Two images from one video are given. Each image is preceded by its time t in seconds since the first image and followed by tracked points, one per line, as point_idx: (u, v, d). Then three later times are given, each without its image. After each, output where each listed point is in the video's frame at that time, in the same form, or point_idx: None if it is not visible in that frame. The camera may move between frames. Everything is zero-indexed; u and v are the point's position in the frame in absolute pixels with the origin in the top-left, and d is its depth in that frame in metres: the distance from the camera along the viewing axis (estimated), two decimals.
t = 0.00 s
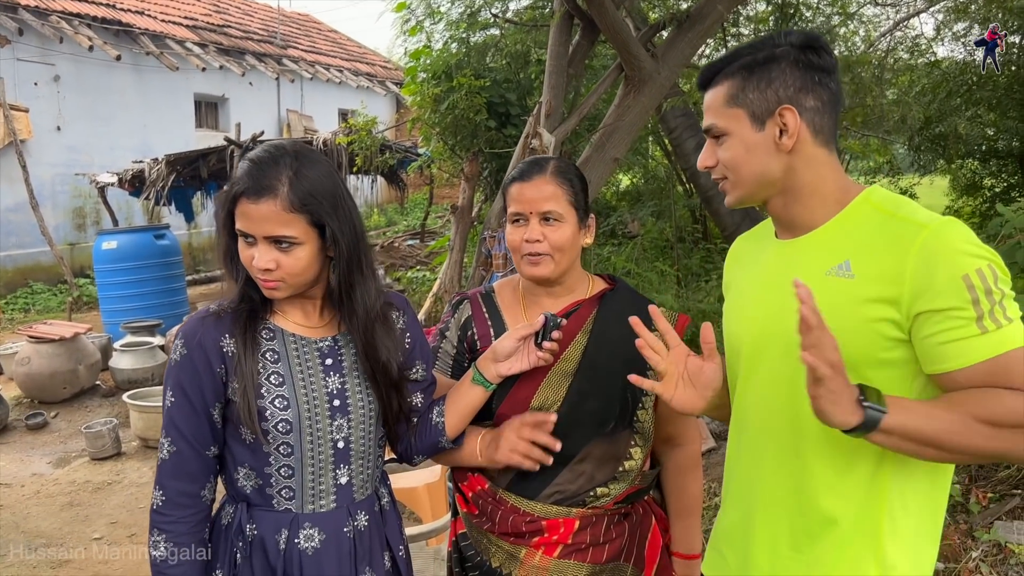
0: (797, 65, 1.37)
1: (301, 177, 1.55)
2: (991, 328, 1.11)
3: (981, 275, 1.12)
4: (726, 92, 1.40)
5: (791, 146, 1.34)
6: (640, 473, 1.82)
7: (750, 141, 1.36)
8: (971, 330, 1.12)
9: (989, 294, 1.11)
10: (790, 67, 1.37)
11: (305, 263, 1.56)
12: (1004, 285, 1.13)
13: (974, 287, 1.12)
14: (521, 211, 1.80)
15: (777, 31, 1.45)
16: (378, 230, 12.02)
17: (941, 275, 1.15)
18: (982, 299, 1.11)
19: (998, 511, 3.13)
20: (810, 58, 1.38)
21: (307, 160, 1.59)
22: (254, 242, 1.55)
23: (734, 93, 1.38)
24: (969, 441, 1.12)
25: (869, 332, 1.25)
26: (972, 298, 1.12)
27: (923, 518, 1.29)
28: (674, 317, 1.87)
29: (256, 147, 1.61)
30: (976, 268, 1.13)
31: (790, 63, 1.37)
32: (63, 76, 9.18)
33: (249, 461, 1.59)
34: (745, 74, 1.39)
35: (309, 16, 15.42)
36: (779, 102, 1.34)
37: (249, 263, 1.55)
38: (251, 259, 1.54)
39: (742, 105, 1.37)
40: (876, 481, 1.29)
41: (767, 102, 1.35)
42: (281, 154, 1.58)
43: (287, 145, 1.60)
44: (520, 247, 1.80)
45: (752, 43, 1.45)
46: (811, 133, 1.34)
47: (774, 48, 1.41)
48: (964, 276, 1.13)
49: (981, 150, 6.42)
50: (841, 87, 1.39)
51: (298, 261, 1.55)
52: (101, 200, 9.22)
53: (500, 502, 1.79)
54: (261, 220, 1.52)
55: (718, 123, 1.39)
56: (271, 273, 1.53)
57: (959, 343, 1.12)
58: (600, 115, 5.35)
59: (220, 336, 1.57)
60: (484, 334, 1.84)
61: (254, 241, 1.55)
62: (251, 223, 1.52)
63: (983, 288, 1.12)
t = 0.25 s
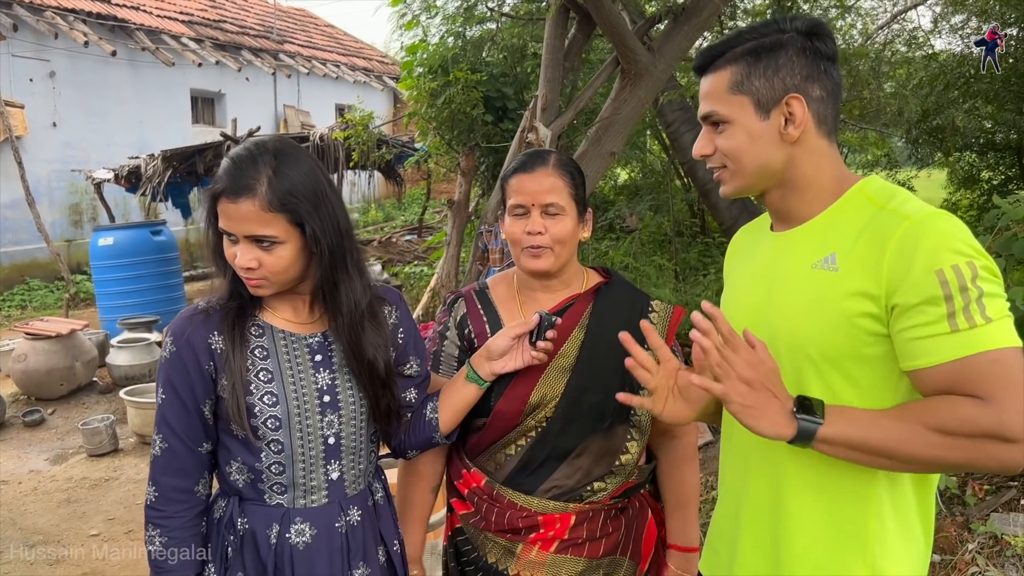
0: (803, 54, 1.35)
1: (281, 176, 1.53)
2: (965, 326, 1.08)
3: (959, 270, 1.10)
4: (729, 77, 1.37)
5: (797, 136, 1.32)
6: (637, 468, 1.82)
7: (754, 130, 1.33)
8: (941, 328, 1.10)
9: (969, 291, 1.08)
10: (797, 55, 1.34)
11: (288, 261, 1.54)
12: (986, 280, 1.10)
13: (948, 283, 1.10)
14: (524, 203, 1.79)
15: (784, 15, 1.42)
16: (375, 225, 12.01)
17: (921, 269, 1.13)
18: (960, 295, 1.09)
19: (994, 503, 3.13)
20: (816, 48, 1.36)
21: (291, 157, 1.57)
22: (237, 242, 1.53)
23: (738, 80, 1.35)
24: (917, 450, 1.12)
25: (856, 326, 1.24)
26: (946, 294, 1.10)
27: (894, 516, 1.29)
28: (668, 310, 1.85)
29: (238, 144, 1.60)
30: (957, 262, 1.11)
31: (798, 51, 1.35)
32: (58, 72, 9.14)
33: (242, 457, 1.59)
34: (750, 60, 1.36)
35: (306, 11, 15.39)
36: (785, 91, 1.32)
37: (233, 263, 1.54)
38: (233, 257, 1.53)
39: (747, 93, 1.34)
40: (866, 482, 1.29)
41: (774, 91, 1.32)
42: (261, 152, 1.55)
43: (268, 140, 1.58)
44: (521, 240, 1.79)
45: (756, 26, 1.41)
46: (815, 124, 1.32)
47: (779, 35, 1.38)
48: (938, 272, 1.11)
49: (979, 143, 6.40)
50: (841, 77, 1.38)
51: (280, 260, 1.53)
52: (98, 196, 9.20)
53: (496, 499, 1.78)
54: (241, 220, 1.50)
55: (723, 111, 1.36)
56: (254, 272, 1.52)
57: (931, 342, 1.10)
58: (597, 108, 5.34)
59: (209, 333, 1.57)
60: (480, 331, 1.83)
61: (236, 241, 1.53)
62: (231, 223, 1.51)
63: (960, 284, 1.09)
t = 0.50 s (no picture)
0: (809, 46, 1.34)
1: (269, 174, 1.52)
2: (994, 330, 1.05)
3: (982, 271, 1.07)
4: (731, 72, 1.35)
5: (802, 133, 1.31)
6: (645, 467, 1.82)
7: (757, 126, 1.32)
8: (976, 335, 1.06)
9: (994, 293, 1.05)
10: (800, 48, 1.33)
11: (280, 259, 1.54)
12: (1012, 280, 1.07)
13: (973, 287, 1.07)
14: (539, 197, 1.78)
15: (789, 4, 1.40)
16: (375, 223, 12.00)
17: (923, 271, 1.12)
18: (984, 296, 1.06)
19: (996, 498, 3.14)
20: (821, 40, 1.34)
21: (282, 155, 1.56)
22: (230, 241, 1.53)
23: (741, 75, 1.34)
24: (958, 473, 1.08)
25: (862, 329, 1.23)
26: (974, 299, 1.06)
27: (905, 533, 1.26)
28: (665, 303, 1.85)
29: (228, 144, 1.59)
30: (978, 264, 1.08)
31: (802, 44, 1.33)
32: (58, 69, 9.13)
33: (242, 455, 1.60)
34: (755, 53, 1.34)
35: (305, 8, 15.37)
36: (791, 85, 1.31)
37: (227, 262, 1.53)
38: (227, 256, 1.53)
39: (750, 88, 1.33)
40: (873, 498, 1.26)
41: (778, 86, 1.31)
42: (250, 151, 1.54)
43: (257, 139, 1.58)
44: (534, 233, 1.78)
45: (760, 17, 1.40)
46: (822, 119, 1.31)
47: (783, 27, 1.37)
48: (961, 275, 1.08)
49: (979, 139, 6.39)
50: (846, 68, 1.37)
51: (272, 258, 1.52)
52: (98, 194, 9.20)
53: (508, 500, 1.79)
54: (231, 218, 1.49)
55: (725, 107, 1.35)
56: (247, 269, 1.51)
57: (967, 349, 1.07)
58: (597, 105, 5.34)
59: (207, 332, 1.58)
60: (476, 332, 1.83)
61: (228, 240, 1.52)
62: (222, 222, 1.51)
63: (985, 286, 1.06)
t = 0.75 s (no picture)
0: (855, 38, 1.23)
1: (261, 176, 1.51)
2: (993, 355, 1.00)
3: (995, 292, 1.01)
4: (770, 63, 1.25)
5: (841, 133, 1.21)
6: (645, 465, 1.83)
7: (794, 123, 1.22)
8: (969, 355, 1.01)
9: (1004, 316, 0.99)
10: (846, 40, 1.22)
11: (274, 260, 1.54)
12: None
13: (979, 306, 1.01)
14: (541, 192, 1.79)
15: None
16: (377, 221, 12.02)
17: (948, 285, 1.05)
18: (990, 321, 1.00)
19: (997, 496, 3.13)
20: (868, 31, 1.23)
21: (276, 157, 1.55)
22: (226, 242, 1.54)
23: (780, 67, 1.24)
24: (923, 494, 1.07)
25: (881, 342, 1.15)
26: (978, 318, 1.01)
27: (918, 550, 1.21)
28: (666, 303, 1.85)
29: (225, 145, 1.58)
30: (994, 283, 1.01)
31: (849, 35, 1.23)
32: (60, 68, 9.14)
33: (244, 451, 1.61)
34: (797, 44, 1.24)
35: (306, 6, 15.37)
36: (833, 80, 1.20)
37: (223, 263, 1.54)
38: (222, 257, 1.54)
39: (789, 82, 1.22)
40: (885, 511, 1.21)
41: (820, 81, 1.21)
42: (241, 153, 1.54)
43: (254, 140, 1.57)
44: (540, 228, 1.78)
45: None
46: (863, 118, 1.21)
47: (827, 14, 1.25)
48: (971, 292, 1.02)
49: (981, 136, 6.39)
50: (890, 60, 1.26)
51: (265, 258, 1.53)
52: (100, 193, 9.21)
53: (507, 500, 1.80)
54: (224, 219, 1.50)
55: (760, 100, 1.25)
56: (241, 269, 1.53)
57: (966, 369, 1.02)
58: (599, 103, 5.36)
59: (207, 330, 1.60)
60: (479, 335, 1.84)
61: (224, 242, 1.53)
62: (215, 223, 1.51)
63: (993, 309, 1.00)
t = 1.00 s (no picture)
0: (900, 39, 1.20)
1: (255, 178, 1.51)
2: (1013, 374, 0.99)
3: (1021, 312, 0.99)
4: (810, 62, 1.22)
5: (880, 138, 1.19)
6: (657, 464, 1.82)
7: (831, 125, 1.20)
8: (994, 373, 1.00)
9: None
10: (891, 42, 1.19)
11: (271, 261, 1.54)
12: None
13: (1006, 323, 0.99)
14: (549, 190, 1.80)
15: None
16: (381, 220, 12.03)
17: (977, 297, 1.04)
18: (1015, 340, 0.98)
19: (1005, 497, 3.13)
20: (912, 32, 1.20)
21: (273, 160, 1.55)
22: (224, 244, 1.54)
23: (820, 66, 1.21)
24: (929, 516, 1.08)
25: (903, 355, 1.14)
26: (1002, 335, 1.00)
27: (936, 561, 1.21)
28: (675, 304, 1.84)
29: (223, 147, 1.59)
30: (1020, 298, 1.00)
31: (894, 36, 1.20)
32: (65, 68, 9.16)
33: (246, 449, 1.61)
34: (840, 43, 1.21)
35: (311, 5, 15.38)
36: (876, 83, 1.18)
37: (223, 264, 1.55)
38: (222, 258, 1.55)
39: (830, 82, 1.20)
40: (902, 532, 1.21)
41: (861, 83, 1.18)
42: (236, 156, 1.54)
43: (252, 142, 1.57)
44: (548, 226, 1.78)
45: None
46: (903, 122, 1.19)
47: (869, 12, 1.22)
48: (998, 308, 1.01)
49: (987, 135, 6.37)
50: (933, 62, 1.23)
51: (262, 259, 1.53)
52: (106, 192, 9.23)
53: (519, 499, 1.80)
54: (221, 221, 1.51)
55: (798, 100, 1.22)
56: (240, 271, 1.53)
57: (987, 388, 1.00)
58: (604, 102, 5.35)
59: (209, 329, 1.60)
60: (490, 334, 1.83)
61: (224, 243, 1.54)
62: (213, 225, 1.52)
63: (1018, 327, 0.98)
